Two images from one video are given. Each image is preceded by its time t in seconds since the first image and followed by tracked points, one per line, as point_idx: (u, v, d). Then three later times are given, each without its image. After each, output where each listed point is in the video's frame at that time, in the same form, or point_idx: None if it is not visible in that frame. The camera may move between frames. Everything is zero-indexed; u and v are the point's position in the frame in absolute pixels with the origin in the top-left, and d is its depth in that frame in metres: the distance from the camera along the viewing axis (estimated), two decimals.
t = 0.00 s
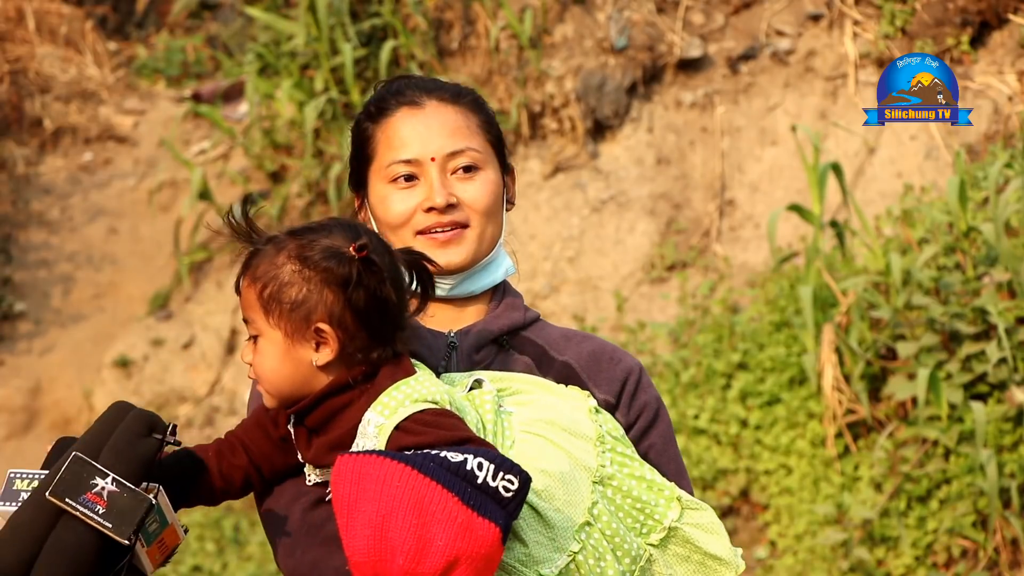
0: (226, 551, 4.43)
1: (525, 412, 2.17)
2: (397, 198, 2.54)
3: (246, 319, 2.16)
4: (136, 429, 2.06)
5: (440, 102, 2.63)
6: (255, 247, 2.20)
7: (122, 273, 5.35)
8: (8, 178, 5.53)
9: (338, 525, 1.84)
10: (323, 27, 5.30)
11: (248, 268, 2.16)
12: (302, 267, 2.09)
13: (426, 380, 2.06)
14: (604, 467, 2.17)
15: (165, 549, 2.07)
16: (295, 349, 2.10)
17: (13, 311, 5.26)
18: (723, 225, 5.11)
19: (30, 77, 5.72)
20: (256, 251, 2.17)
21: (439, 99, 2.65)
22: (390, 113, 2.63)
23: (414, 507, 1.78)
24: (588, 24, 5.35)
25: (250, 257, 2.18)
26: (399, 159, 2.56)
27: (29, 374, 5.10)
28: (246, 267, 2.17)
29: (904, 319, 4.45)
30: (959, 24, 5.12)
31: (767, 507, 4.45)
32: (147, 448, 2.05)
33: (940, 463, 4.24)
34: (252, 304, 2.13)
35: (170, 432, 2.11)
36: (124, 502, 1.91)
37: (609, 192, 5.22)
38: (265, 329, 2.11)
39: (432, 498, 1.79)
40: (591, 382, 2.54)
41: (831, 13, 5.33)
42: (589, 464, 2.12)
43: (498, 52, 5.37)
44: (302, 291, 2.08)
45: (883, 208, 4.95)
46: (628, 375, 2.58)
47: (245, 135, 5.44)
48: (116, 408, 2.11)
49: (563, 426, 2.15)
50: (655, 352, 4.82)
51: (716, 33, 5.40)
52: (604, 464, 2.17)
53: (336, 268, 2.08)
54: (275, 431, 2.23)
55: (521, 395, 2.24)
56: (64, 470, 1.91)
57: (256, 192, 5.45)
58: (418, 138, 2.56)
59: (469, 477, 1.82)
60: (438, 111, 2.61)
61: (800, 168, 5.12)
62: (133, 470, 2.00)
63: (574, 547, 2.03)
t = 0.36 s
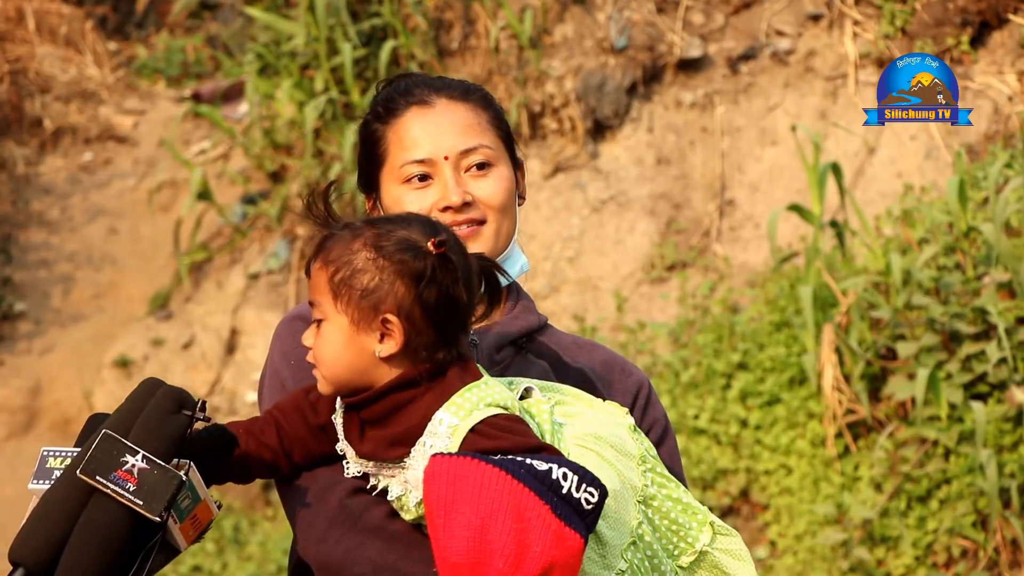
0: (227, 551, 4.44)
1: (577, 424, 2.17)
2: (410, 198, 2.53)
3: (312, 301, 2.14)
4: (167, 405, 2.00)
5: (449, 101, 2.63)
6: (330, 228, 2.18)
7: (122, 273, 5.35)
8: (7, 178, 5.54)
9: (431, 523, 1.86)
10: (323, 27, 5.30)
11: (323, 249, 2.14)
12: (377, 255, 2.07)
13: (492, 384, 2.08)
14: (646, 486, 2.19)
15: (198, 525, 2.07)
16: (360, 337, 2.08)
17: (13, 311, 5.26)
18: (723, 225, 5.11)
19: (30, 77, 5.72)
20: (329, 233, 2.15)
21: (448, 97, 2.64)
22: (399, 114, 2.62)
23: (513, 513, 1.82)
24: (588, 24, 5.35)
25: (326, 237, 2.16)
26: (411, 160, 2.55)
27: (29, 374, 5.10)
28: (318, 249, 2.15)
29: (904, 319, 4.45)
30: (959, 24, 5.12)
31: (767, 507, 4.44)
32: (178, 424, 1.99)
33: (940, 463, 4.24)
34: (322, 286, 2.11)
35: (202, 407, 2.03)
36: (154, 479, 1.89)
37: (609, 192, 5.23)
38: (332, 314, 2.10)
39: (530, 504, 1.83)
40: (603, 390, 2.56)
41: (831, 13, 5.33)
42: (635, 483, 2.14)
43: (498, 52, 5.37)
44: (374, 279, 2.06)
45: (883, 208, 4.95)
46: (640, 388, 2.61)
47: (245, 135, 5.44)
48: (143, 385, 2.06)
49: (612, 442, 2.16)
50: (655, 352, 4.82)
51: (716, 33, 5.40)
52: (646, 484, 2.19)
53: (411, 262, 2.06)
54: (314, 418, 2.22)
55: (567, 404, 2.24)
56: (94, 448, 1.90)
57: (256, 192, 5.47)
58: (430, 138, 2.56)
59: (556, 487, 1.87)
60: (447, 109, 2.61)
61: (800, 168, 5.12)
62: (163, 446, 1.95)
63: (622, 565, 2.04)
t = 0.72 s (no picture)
0: (226, 550, 4.44)
1: (596, 430, 2.14)
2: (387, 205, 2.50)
3: (368, 286, 2.14)
4: (184, 398, 1.91)
5: (425, 105, 2.59)
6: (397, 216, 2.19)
7: (122, 273, 5.35)
8: (8, 178, 5.55)
9: (518, 525, 1.93)
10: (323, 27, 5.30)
11: (389, 237, 2.14)
12: (445, 251, 2.08)
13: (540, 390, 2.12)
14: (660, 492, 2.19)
15: (232, 510, 1.99)
16: (412, 330, 2.08)
17: (13, 311, 5.27)
18: (723, 225, 5.10)
19: (31, 78, 5.73)
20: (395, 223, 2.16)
21: (423, 101, 2.60)
22: (374, 119, 2.57)
23: (601, 514, 1.91)
24: (588, 24, 5.35)
25: (393, 225, 2.16)
26: (388, 165, 2.51)
27: (29, 374, 5.11)
28: (383, 235, 2.16)
29: (904, 319, 4.44)
30: (959, 24, 5.12)
31: (767, 507, 4.44)
32: (196, 419, 1.90)
33: (940, 463, 4.24)
34: (382, 273, 2.11)
35: (221, 401, 1.96)
36: (170, 479, 1.84)
37: (609, 192, 5.22)
38: (389, 302, 2.10)
39: (614, 507, 1.91)
40: (586, 393, 2.54)
41: (831, 14, 5.33)
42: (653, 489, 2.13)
43: (498, 52, 5.38)
44: (439, 274, 2.07)
45: (883, 208, 4.95)
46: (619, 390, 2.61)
47: (245, 135, 5.44)
48: (172, 368, 2.02)
49: (628, 447, 2.15)
50: (655, 352, 4.82)
51: (716, 33, 5.40)
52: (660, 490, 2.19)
53: (479, 264, 2.08)
54: (333, 426, 2.17)
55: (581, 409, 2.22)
56: (110, 442, 1.85)
57: (256, 192, 5.47)
58: (407, 143, 2.51)
59: (625, 494, 1.94)
60: (423, 114, 2.57)
61: (800, 168, 5.11)
62: (180, 442, 1.87)
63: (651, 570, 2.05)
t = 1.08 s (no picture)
0: (226, 550, 4.44)
1: (560, 432, 2.19)
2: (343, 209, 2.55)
3: (320, 316, 2.15)
4: (161, 386, 1.89)
5: (376, 108, 2.64)
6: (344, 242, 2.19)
7: (122, 273, 5.35)
8: (8, 178, 5.55)
9: (436, 551, 1.93)
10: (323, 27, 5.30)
11: (339, 265, 2.15)
12: (400, 282, 2.10)
13: (488, 404, 2.13)
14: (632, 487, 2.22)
15: (225, 497, 2.00)
16: (370, 361, 2.11)
17: (13, 311, 5.27)
18: (723, 225, 5.10)
19: (31, 77, 5.73)
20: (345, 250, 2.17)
21: (376, 105, 2.65)
22: (327, 124, 2.62)
23: (516, 542, 1.89)
24: (588, 24, 5.35)
25: (342, 252, 2.17)
26: (342, 170, 2.56)
27: (28, 374, 5.12)
28: (332, 262, 2.16)
29: (904, 319, 4.44)
30: (959, 24, 5.12)
31: (767, 507, 4.44)
32: (173, 406, 1.88)
33: (940, 463, 4.24)
34: (336, 304, 2.13)
35: (197, 388, 1.93)
36: (146, 468, 1.85)
37: (609, 192, 5.22)
38: (345, 333, 2.12)
39: (533, 532, 1.89)
40: (567, 381, 2.56)
41: (831, 14, 5.33)
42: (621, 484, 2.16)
43: (498, 52, 5.38)
44: (396, 305, 2.10)
45: (883, 208, 4.95)
46: (602, 374, 2.62)
47: (245, 135, 5.44)
48: (156, 356, 2.05)
49: (595, 445, 2.20)
50: (655, 352, 4.82)
51: (716, 33, 5.40)
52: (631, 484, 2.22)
53: (434, 293, 2.11)
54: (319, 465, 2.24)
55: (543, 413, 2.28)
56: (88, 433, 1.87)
57: (256, 192, 5.46)
58: (360, 145, 2.56)
59: (560, 514, 1.91)
60: (373, 117, 2.61)
61: (800, 168, 5.11)
62: (157, 430, 1.86)
63: (621, 567, 2.07)
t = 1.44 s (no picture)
0: (226, 551, 4.44)
1: (524, 430, 2.23)
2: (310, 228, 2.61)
3: (270, 322, 2.17)
4: (166, 404, 1.91)
5: (336, 121, 2.66)
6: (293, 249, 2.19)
7: (122, 273, 5.35)
8: (8, 178, 5.54)
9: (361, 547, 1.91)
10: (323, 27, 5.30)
11: (287, 271, 2.15)
12: (345, 289, 2.11)
13: (437, 402, 2.13)
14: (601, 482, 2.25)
15: (217, 514, 2.04)
16: (320, 367, 2.13)
17: (13, 311, 5.27)
18: (723, 225, 5.10)
19: (30, 77, 5.73)
20: (292, 254, 2.17)
21: (337, 117, 2.67)
22: (295, 143, 2.68)
23: (437, 537, 1.86)
24: (588, 24, 5.35)
25: (290, 258, 2.17)
26: (307, 188, 2.62)
27: (28, 374, 5.12)
28: (280, 267, 2.17)
29: (904, 319, 4.45)
30: (959, 24, 5.13)
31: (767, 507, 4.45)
32: (178, 425, 1.90)
33: (940, 463, 4.24)
34: (284, 311, 2.14)
35: (202, 407, 1.94)
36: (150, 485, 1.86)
37: (609, 192, 5.22)
38: (294, 340, 2.14)
39: (456, 528, 1.86)
40: (557, 370, 2.54)
41: (831, 14, 5.33)
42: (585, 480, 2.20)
43: (498, 52, 5.38)
44: (341, 313, 2.11)
45: (883, 208, 4.95)
46: (594, 357, 2.57)
47: (245, 135, 5.44)
48: (155, 368, 2.06)
49: (560, 442, 2.23)
50: (655, 352, 4.82)
51: (716, 33, 5.40)
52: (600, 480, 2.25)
53: (381, 299, 2.12)
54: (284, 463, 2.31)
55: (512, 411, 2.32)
56: (91, 449, 1.86)
57: (256, 192, 5.45)
58: (321, 162, 2.60)
59: (494, 511, 1.89)
60: (334, 130, 2.64)
61: (799, 168, 5.12)
62: (160, 448, 1.88)
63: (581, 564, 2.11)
